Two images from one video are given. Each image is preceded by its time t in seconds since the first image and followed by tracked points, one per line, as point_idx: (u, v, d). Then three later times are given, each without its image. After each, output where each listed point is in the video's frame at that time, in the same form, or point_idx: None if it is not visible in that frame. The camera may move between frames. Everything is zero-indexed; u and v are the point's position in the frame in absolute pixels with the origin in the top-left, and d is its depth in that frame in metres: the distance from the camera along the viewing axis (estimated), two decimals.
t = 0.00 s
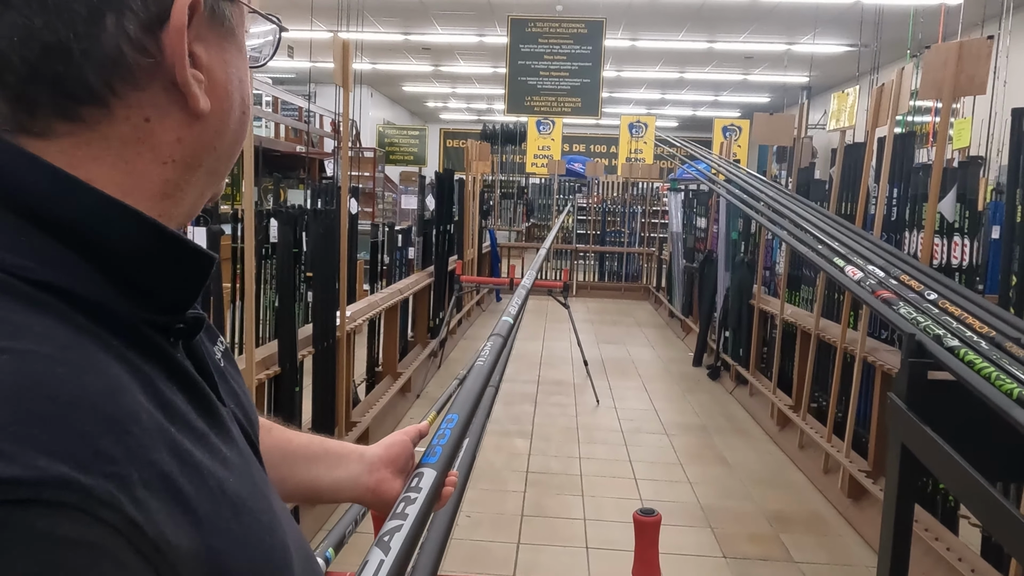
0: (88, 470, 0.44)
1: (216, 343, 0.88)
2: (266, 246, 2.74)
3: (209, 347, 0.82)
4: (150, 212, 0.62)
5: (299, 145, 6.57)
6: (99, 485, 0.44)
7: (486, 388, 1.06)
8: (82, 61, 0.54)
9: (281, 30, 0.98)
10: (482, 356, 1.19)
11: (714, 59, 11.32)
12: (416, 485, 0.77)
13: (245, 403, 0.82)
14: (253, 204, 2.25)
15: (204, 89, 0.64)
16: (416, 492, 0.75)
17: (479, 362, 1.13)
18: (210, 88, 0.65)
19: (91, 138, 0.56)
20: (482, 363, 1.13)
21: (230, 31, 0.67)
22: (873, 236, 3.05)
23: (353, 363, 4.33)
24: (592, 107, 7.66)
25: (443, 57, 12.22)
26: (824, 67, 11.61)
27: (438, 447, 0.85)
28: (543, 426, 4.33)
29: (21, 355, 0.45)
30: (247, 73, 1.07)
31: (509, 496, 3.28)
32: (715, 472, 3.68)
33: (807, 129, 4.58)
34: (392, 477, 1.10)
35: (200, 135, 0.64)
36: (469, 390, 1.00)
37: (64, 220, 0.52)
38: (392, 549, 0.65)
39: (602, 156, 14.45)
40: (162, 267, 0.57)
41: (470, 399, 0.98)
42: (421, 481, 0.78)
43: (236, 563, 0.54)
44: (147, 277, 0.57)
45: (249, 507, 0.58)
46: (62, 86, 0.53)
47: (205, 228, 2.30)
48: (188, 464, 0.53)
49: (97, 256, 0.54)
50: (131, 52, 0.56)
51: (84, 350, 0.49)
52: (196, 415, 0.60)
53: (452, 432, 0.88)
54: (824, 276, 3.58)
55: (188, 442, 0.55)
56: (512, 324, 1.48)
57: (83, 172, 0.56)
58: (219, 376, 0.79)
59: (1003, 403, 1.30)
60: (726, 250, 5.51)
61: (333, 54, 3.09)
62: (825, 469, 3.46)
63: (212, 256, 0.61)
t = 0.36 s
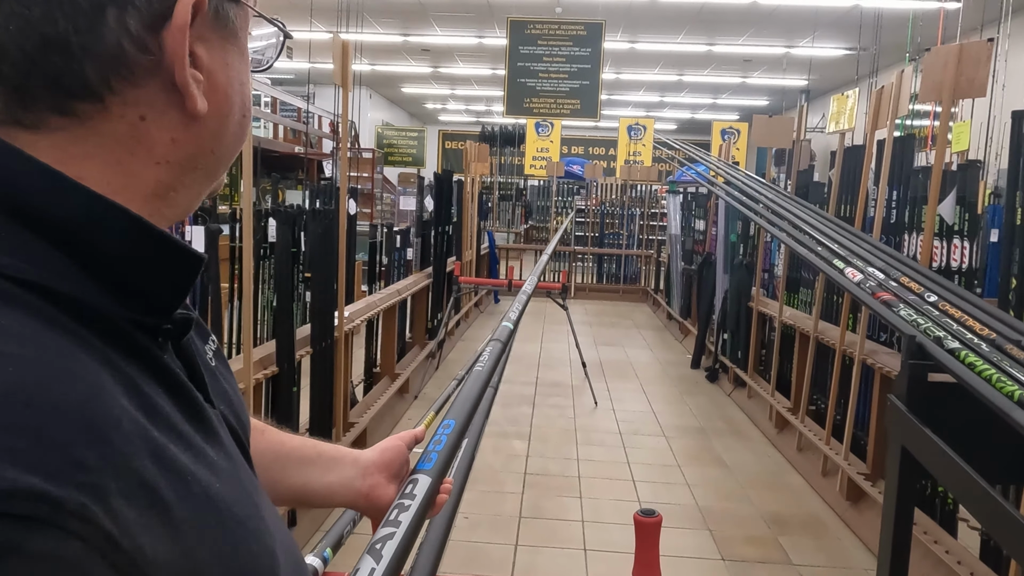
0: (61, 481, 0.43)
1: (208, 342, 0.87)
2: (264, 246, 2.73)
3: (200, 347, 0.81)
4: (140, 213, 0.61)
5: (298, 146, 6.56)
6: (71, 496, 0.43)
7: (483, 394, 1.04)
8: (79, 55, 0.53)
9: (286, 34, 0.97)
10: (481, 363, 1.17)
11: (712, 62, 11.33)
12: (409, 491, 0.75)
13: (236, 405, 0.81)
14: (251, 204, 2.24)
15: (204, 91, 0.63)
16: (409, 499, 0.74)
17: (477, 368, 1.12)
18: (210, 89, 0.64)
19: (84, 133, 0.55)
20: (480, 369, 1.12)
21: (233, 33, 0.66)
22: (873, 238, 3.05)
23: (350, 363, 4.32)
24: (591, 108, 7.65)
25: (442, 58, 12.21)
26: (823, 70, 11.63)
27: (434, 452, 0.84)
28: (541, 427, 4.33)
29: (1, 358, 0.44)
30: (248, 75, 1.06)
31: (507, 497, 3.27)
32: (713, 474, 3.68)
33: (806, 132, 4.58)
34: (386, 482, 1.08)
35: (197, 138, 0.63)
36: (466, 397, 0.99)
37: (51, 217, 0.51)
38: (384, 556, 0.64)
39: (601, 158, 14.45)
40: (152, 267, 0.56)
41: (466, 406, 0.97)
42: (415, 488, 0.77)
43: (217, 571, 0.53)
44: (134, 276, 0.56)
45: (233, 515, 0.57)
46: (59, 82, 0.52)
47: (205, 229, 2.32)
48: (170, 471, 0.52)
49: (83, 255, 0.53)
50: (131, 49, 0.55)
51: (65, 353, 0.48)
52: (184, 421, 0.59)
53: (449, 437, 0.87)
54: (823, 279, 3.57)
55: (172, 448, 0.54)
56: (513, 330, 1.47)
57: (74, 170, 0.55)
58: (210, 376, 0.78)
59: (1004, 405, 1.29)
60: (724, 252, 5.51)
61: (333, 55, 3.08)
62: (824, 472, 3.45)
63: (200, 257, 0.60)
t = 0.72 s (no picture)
0: (10, 498, 0.42)
1: (194, 344, 0.86)
2: (260, 245, 2.71)
3: (185, 350, 0.80)
4: (117, 213, 0.60)
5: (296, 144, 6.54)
6: (20, 515, 0.42)
7: (480, 401, 1.02)
8: (52, 46, 0.51)
9: (280, 30, 0.96)
10: (479, 368, 1.15)
11: (711, 63, 11.33)
12: (403, 500, 0.74)
13: (222, 409, 0.80)
14: (248, 203, 2.23)
15: (188, 86, 0.62)
16: (403, 508, 0.73)
17: (475, 375, 1.10)
18: (194, 86, 0.62)
19: (56, 127, 0.54)
20: (478, 375, 1.10)
21: (221, 27, 0.64)
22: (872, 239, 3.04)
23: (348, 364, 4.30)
24: (590, 109, 7.64)
25: (440, 58, 12.19)
26: (822, 72, 11.63)
27: (429, 460, 0.82)
28: (538, 428, 4.32)
29: None
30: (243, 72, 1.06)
31: (504, 498, 3.26)
32: (711, 476, 3.67)
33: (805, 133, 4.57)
34: (379, 490, 1.07)
35: (179, 136, 0.62)
36: (463, 403, 0.97)
37: (20, 213, 0.49)
38: (374, 568, 0.63)
39: (599, 159, 14.44)
40: (125, 268, 0.55)
41: (463, 412, 0.95)
42: (409, 497, 0.75)
43: None
44: (107, 278, 0.54)
45: (206, 527, 0.56)
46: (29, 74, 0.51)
47: (201, 228, 2.30)
48: (138, 481, 0.51)
49: (51, 253, 0.51)
50: (108, 41, 0.54)
51: (26, 359, 0.46)
52: (160, 428, 0.58)
53: (445, 445, 0.86)
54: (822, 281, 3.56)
55: (143, 457, 0.52)
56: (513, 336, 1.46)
57: (46, 165, 0.54)
58: (193, 378, 0.77)
59: (1006, 407, 1.27)
60: (723, 253, 5.50)
61: (331, 53, 3.06)
62: (822, 474, 3.44)
63: (177, 259, 0.58)
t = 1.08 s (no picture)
0: None
1: (188, 340, 0.85)
2: (260, 243, 2.71)
3: (179, 346, 0.79)
4: (106, 207, 0.59)
5: (297, 143, 6.53)
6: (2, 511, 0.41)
7: (480, 404, 1.01)
8: (39, 35, 0.50)
9: (275, 22, 0.96)
10: (480, 370, 1.14)
11: (713, 64, 11.32)
12: (400, 502, 0.73)
13: (217, 407, 0.79)
14: (250, 201, 2.22)
15: (179, 78, 0.61)
16: (400, 510, 0.72)
17: (475, 377, 1.09)
18: (186, 79, 0.62)
19: (42, 118, 0.53)
20: (478, 378, 1.09)
21: (215, 20, 0.64)
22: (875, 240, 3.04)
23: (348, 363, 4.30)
24: (591, 109, 7.63)
25: (442, 58, 12.18)
26: (824, 73, 11.62)
27: (427, 463, 0.81)
28: (539, 428, 4.31)
29: None
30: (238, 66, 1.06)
31: (505, 499, 3.25)
32: (712, 477, 3.66)
33: (808, 133, 4.56)
34: (377, 492, 1.06)
35: (170, 129, 0.61)
36: (462, 406, 0.96)
37: (5, 205, 0.48)
38: (370, 569, 0.62)
39: (600, 159, 14.42)
40: (111, 261, 0.54)
41: (463, 416, 0.94)
42: (406, 499, 0.74)
43: None
44: (94, 273, 0.53)
45: (194, 526, 0.55)
46: (15, 61, 0.50)
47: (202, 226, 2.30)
48: (122, 479, 0.50)
49: (34, 245, 0.50)
50: (97, 30, 0.53)
51: (8, 353, 0.46)
52: (148, 426, 0.57)
53: (443, 447, 0.85)
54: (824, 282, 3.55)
55: (129, 455, 0.52)
56: (514, 338, 1.45)
57: (33, 157, 0.53)
58: (187, 375, 0.76)
59: (1011, 409, 1.26)
60: (724, 254, 5.49)
61: (333, 51, 3.05)
62: (823, 475, 3.44)
63: (167, 253, 0.58)
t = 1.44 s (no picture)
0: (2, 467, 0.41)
1: (194, 330, 0.85)
2: (264, 241, 2.72)
3: (186, 336, 0.80)
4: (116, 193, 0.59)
5: (301, 143, 6.53)
6: (12, 482, 0.41)
7: (483, 401, 1.01)
8: (53, 20, 0.51)
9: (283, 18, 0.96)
10: (483, 368, 1.13)
11: (717, 64, 11.30)
12: (403, 495, 0.73)
13: (223, 398, 0.79)
14: (254, 199, 2.22)
15: (191, 68, 0.61)
16: (403, 502, 0.72)
17: (478, 374, 1.08)
18: (197, 68, 0.62)
19: (56, 105, 0.53)
20: (482, 375, 1.08)
21: (224, 11, 0.64)
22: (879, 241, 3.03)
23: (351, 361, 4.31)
24: (595, 109, 7.63)
25: (446, 58, 12.17)
26: (828, 73, 11.60)
27: (430, 457, 0.82)
28: (541, 427, 4.31)
29: None
30: (245, 65, 1.07)
31: (507, 497, 3.25)
32: (715, 477, 3.65)
33: (812, 134, 4.55)
34: (379, 485, 1.05)
35: (181, 117, 0.61)
36: (465, 403, 0.96)
37: (22, 192, 0.49)
38: (373, 562, 0.62)
39: (603, 160, 14.42)
40: (121, 247, 0.54)
41: (465, 413, 0.93)
42: (409, 492, 0.75)
43: (181, 567, 0.52)
44: (105, 259, 0.53)
45: (202, 509, 0.55)
46: (30, 45, 0.50)
47: (205, 224, 2.32)
48: (132, 459, 0.50)
49: (46, 229, 0.50)
50: (111, 17, 0.53)
51: (21, 334, 0.46)
52: (158, 410, 0.57)
53: (446, 442, 0.85)
54: (826, 282, 3.55)
55: (139, 435, 0.52)
56: (517, 336, 1.45)
57: (46, 142, 0.53)
58: (193, 363, 0.76)
59: (1014, 408, 1.25)
60: (728, 254, 5.49)
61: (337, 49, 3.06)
62: (826, 476, 3.43)
63: (176, 238, 0.58)
